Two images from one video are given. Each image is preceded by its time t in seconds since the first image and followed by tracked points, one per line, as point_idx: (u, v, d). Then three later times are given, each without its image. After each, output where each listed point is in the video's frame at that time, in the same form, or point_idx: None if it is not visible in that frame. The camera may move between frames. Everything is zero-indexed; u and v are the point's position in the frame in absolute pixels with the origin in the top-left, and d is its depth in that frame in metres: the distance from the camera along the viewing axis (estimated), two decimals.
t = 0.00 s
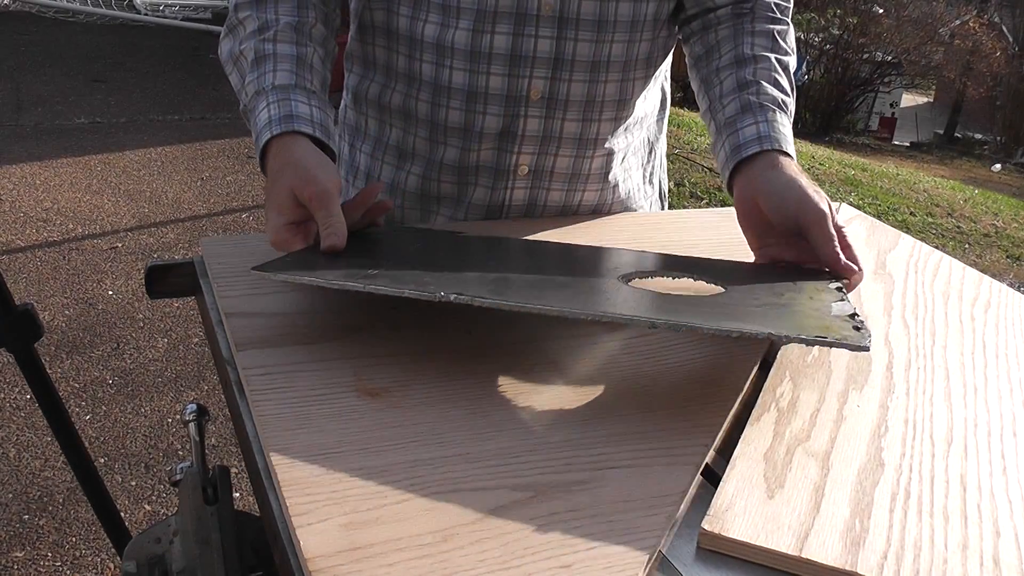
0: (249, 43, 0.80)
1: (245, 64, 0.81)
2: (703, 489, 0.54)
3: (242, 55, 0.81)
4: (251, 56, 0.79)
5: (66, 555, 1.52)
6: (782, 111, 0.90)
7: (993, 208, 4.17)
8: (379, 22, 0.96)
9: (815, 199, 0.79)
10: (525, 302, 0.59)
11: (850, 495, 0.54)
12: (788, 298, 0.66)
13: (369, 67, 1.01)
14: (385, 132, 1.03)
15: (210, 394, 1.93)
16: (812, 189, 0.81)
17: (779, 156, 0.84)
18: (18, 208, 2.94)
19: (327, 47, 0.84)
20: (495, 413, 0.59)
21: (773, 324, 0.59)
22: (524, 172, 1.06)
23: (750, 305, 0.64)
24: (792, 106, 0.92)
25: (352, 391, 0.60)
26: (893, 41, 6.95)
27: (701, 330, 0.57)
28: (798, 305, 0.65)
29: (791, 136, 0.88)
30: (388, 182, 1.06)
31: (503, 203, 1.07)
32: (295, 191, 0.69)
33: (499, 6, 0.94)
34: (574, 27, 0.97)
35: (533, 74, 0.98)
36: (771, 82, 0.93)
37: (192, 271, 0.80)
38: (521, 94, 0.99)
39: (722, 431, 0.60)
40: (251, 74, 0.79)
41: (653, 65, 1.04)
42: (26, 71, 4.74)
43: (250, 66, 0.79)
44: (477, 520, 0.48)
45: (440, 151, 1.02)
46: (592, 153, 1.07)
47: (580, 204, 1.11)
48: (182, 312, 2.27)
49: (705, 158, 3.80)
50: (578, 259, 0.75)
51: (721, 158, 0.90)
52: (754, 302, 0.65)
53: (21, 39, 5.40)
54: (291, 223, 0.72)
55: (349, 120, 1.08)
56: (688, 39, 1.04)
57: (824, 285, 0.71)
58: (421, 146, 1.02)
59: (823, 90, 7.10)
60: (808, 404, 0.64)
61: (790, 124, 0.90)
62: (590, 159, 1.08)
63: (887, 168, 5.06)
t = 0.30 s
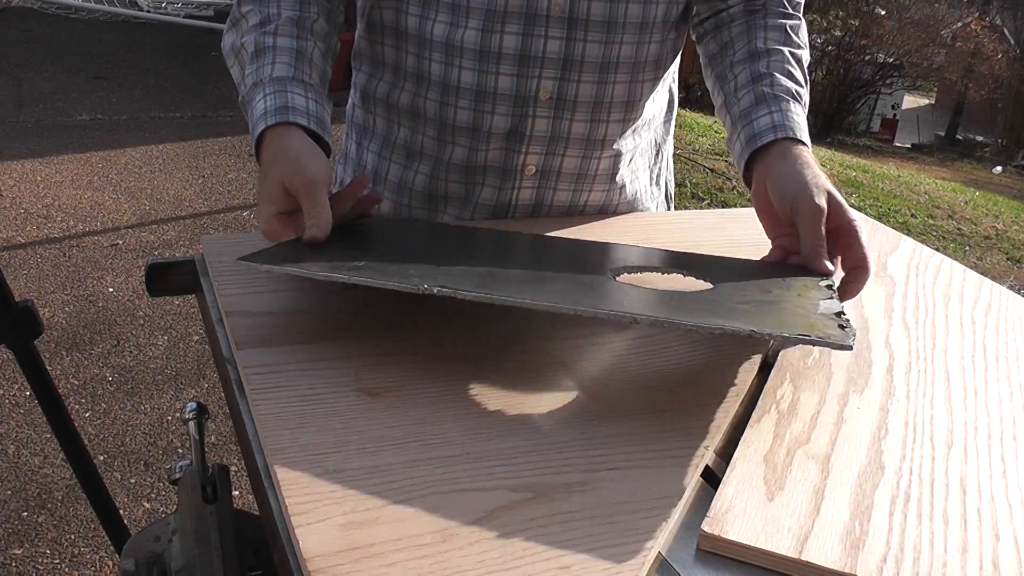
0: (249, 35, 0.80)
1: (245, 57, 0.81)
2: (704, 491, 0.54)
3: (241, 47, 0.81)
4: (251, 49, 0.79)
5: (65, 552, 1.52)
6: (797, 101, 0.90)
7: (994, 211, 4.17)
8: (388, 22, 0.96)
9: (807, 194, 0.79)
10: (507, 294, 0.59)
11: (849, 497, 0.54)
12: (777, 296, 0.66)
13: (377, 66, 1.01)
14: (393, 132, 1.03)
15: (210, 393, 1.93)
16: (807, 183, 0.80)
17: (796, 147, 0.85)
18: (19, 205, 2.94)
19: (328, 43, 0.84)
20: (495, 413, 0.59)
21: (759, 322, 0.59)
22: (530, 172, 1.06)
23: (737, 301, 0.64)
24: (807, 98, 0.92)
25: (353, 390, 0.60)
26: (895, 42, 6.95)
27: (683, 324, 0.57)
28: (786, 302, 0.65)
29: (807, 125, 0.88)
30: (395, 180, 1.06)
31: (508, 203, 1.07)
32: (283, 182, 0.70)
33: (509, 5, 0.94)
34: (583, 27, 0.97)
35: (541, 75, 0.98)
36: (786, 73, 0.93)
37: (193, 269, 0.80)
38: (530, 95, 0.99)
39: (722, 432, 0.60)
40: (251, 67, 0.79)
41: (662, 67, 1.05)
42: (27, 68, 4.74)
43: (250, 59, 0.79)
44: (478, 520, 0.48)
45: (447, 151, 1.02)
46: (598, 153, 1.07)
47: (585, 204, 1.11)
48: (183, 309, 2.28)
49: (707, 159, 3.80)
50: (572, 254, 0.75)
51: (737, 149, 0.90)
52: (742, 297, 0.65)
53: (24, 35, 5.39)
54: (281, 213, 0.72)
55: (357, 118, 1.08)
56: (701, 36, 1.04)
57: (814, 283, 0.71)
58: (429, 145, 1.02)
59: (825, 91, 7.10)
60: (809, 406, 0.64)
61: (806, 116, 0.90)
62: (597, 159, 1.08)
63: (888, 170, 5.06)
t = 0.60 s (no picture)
0: (241, 25, 0.80)
1: (237, 47, 0.81)
2: (705, 492, 0.54)
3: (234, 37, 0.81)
4: (243, 39, 0.79)
5: (65, 552, 1.52)
6: (795, 99, 0.90)
7: (995, 211, 4.17)
8: (390, 21, 0.96)
9: (792, 202, 0.79)
10: (478, 325, 0.60)
11: (851, 499, 0.54)
12: (755, 317, 0.66)
13: (379, 65, 1.01)
14: (394, 131, 1.03)
15: (210, 392, 1.93)
16: (794, 189, 0.80)
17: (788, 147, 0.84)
18: (19, 204, 2.93)
19: (322, 36, 0.84)
20: (496, 414, 0.59)
21: (725, 355, 0.59)
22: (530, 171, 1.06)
23: (708, 328, 0.64)
24: (808, 97, 0.92)
25: (354, 391, 0.60)
26: (895, 42, 6.95)
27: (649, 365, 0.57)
28: (760, 328, 0.65)
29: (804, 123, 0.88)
30: (395, 179, 1.06)
31: (509, 202, 1.07)
32: (265, 178, 0.70)
33: (509, 4, 0.94)
34: (583, 27, 0.97)
35: (541, 74, 0.98)
36: (785, 72, 0.93)
37: (193, 269, 0.80)
38: (529, 94, 0.99)
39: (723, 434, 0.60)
40: (242, 56, 0.79)
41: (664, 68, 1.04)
42: (27, 67, 4.73)
43: (241, 48, 0.79)
44: (479, 521, 0.48)
45: (447, 150, 1.02)
46: (598, 153, 1.07)
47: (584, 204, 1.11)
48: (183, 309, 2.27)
49: (707, 159, 3.80)
50: (558, 259, 0.75)
51: (734, 147, 0.90)
52: (714, 322, 0.64)
53: (24, 34, 5.39)
54: (264, 208, 0.72)
55: (359, 117, 1.08)
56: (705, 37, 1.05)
57: (793, 302, 0.70)
58: (429, 144, 1.02)
59: (825, 92, 7.10)
60: (810, 408, 0.64)
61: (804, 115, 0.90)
62: (597, 159, 1.08)
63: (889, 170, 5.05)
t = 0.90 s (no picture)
0: (240, 23, 0.80)
1: (236, 45, 0.81)
2: (705, 492, 0.54)
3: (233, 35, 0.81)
4: (242, 37, 0.80)
5: (66, 552, 1.51)
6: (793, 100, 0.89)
7: (995, 210, 4.17)
8: (387, 21, 0.97)
9: (790, 203, 0.79)
10: (478, 304, 0.59)
11: (852, 500, 0.54)
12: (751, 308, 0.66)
13: (377, 64, 1.01)
14: (391, 130, 1.03)
15: (211, 393, 1.93)
16: (791, 190, 0.80)
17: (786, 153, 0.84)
18: (19, 205, 2.93)
19: (320, 34, 0.84)
20: (495, 414, 0.59)
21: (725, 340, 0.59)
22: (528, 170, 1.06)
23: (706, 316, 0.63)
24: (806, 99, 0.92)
25: (354, 391, 0.60)
26: (895, 42, 6.95)
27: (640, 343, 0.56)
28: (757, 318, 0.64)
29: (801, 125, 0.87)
30: (393, 178, 1.06)
31: (506, 201, 1.07)
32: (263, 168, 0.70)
33: (505, 4, 0.94)
34: (580, 26, 0.97)
35: (538, 74, 0.98)
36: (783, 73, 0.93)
37: (194, 270, 0.80)
38: (525, 93, 0.99)
39: (724, 433, 0.60)
40: (240, 54, 0.79)
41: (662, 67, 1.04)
42: (27, 67, 4.74)
43: (241, 46, 0.79)
44: (479, 521, 0.48)
45: (444, 150, 1.02)
46: (596, 152, 1.07)
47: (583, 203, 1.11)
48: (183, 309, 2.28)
49: (707, 159, 3.80)
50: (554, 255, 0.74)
51: (731, 149, 0.90)
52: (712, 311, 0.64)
53: (24, 35, 5.39)
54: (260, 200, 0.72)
55: (357, 118, 1.08)
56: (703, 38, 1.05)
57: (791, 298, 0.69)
58: (426, 143, 1.02)
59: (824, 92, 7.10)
60: (811, 407, 0.64)
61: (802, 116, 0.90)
62: (594, 159, 1.08)
63: (889, 170, 5.05)
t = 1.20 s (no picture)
0: None
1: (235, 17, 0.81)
2: (707, 492, 0.54)
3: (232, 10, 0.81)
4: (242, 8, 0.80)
5: (67, 555, 1.51)
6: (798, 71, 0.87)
7: (996, 208, 4.16)
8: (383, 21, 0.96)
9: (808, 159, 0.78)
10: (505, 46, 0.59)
11: (855, 498, 0.54)
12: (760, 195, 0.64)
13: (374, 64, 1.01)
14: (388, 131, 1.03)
15: (211, 394, 1.93)
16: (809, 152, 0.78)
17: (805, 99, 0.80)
18: (19, 208, 2.93)
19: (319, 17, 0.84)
20: (497, 414, 0.59)
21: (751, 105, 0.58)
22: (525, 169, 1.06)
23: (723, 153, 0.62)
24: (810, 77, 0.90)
25: (354, 392, 0.60)
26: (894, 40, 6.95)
27: (696, 2, 0.55)
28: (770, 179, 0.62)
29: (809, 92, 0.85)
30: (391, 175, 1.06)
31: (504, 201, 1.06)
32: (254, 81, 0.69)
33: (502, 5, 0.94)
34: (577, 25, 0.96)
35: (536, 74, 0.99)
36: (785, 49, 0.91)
37: (194, 271, 0.80)
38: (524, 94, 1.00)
39: (725, 431, 0.59)
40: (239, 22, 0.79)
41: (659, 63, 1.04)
42: (26, 70, 4.74)
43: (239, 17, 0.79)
44: (480, 522, 0.48)
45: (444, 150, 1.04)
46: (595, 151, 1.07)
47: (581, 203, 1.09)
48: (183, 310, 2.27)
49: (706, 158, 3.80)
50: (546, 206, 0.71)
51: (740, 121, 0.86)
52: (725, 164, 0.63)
53: (23, 38, 5.39)
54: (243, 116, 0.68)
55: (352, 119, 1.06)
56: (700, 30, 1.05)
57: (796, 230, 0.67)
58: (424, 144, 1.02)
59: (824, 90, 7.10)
60: (813, 405, 0.64)
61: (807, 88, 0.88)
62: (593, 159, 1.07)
63: (888, 167, 5.05)
